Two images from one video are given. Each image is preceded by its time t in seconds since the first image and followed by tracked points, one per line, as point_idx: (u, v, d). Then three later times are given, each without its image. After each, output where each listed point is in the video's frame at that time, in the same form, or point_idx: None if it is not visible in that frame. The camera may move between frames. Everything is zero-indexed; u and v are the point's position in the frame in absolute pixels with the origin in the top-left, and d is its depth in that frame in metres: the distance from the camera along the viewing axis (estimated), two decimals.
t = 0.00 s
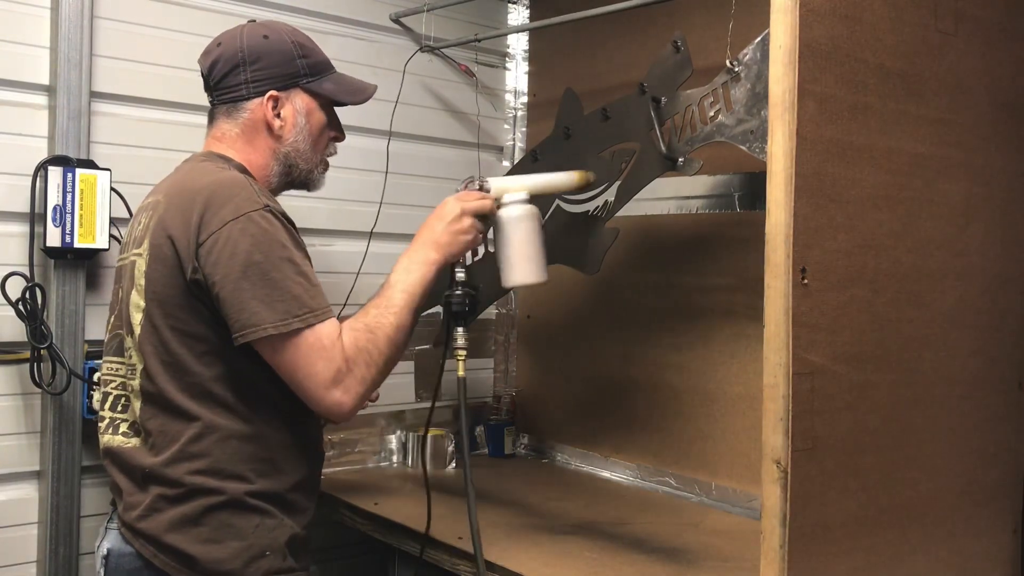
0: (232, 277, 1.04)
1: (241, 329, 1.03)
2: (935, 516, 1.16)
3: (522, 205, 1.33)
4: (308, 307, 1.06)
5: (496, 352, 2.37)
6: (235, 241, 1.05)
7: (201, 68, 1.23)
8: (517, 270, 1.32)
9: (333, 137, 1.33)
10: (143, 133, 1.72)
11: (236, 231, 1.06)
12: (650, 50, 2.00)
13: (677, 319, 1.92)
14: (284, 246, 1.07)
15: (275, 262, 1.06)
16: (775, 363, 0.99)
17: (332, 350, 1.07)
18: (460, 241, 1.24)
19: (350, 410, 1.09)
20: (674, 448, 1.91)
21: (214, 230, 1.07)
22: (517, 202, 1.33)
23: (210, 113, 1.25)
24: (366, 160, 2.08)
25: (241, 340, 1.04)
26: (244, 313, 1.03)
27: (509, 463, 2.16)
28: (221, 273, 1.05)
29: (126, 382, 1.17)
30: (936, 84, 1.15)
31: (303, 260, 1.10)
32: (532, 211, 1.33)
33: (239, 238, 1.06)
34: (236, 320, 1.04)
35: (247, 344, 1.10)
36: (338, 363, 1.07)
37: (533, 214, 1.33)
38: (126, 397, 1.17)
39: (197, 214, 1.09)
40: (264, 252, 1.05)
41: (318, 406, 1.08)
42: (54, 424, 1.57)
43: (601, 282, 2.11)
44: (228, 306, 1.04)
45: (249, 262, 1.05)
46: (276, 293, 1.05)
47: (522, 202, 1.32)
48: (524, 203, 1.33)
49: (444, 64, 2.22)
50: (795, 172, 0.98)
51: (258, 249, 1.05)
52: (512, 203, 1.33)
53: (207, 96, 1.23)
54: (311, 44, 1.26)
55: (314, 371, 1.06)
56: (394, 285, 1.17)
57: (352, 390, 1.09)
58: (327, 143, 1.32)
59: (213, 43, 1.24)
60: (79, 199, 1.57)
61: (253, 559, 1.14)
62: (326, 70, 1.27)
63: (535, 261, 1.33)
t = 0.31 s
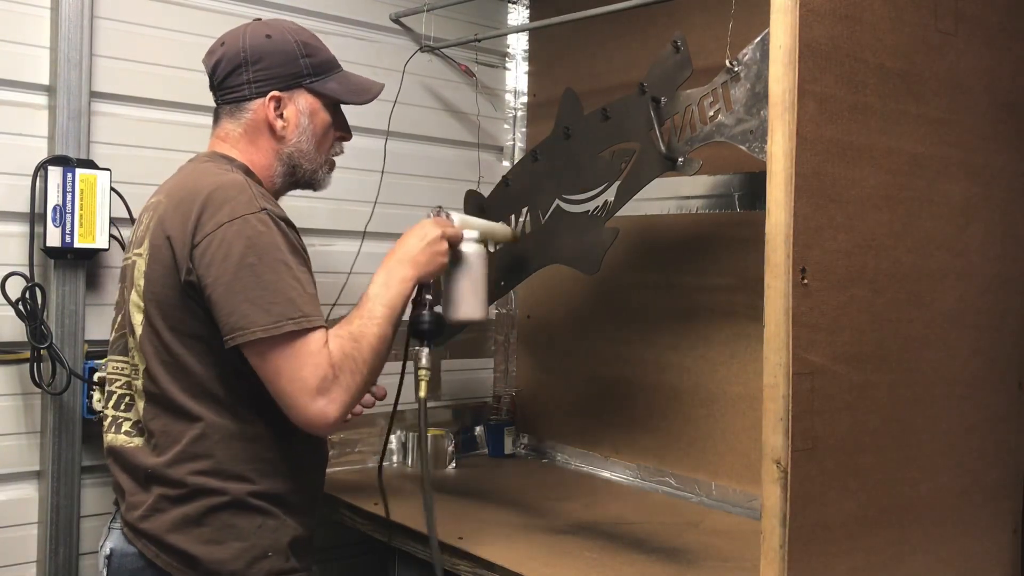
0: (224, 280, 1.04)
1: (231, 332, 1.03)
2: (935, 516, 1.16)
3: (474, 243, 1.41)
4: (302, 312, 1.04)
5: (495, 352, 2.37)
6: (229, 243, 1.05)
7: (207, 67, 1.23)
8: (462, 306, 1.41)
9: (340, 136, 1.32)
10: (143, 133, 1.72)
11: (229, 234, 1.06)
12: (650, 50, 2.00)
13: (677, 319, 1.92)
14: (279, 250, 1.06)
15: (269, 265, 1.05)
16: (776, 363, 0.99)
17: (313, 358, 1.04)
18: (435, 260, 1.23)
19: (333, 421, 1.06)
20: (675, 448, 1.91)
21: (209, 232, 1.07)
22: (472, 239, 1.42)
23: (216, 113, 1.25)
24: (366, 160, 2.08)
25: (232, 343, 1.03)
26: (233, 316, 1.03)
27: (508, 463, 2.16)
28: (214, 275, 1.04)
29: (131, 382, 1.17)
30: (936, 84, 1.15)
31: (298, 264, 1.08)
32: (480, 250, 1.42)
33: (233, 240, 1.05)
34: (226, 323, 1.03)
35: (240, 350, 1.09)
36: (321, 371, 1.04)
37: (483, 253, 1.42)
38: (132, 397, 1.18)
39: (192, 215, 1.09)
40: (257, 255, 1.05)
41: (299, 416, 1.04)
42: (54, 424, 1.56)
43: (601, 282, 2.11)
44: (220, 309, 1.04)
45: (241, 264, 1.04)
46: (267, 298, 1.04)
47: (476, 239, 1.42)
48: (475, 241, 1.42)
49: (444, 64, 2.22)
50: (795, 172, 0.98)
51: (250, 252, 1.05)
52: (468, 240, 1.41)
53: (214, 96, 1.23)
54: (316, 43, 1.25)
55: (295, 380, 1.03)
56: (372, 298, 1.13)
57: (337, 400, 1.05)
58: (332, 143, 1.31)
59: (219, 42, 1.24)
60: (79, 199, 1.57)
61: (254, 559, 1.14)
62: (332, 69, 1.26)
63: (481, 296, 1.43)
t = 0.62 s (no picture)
0: (220, 282, 1.04)
1: (226, 336, 1.03)
2: (935, 517, 1.16)
3: (528, 242, 1.34)
4: (299, 316, 1.04)
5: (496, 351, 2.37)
6: (227, 246, 1.05)
7: (212, 66, 1.23)
8: (518, 306, 1.34)
9: (346, 137, 1.32)
10: (143, 133, 1.72)
11: (228, 237, 1.06)
12: (650, 50, 2.00)
13: (677, 319, 1.92)
14: (278, 253, 1.06)
15: (267, 269, 1.05)
16: (776, 363, 0.99)
17: (309, 364, 1.04)
18: (457, 268, 1.20)
19: (322, 429, 1.05)
20: (675, 448, 1.90)
21: (208, 234, 1.07)
22: (523, 237, 1.35)
23: (220, 111, 1.25)
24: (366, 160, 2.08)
25: (227, 346, 1.03)
26: (228, 320, 1.03)
27: (509, 463, 2.16)
28: (210, 278, 1.04)
29: (132, 381, 1.17)
30: (936, 84, 1.15)
31: (297, 268, 1.08)
32: (535, 247, 1.35)
33: (231, 242, 1.05)
34: (221, 326, 1.03)
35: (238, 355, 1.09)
36: (315, 378, 1.04)
37: (535, 251, 1.35)
38: (133, 395, 1.18)
39: (191, 217, 1.09)
40: (255, 259, 1.05)
41: (288, 421, 1.05)
42: (54, 424, 1.56)
43: (601, 282, 2.11)
44: (216, 312, 1.04)
45: (238, 268, 1.04)
46: (263, 302, 1.03)
47: (526, 238, 1.34)
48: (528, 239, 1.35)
49: (444, 64, 2.22)
50: (795, 172, 0.98)
51: (248, 255, 1.05)
52: (517, 238, 1.34)
53: (219, 95, 1.23)
54: (323, 43, 1.24)
55: (286, 386, 1.03)
56: (385, 305, 1.13)
57: (327, 409, 1.05)
58: (337, 143, 1.31)
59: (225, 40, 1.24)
60: (79, 199, 1.57)
61: (256, 561, 1.14)
62: (338, 69, 1.26)
63: (537, 297, 1.35)
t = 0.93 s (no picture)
0: (221, 285, 1.04)
1: (226, 339, 1.03)
2: (935, 517, 1.16)
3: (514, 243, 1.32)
4: (301, 319, 1.04)
5: (495, 352, 2.37)
6: (227, 249, 1.05)
7: (214, 64, 1.23)
8: (502, 308, 1.32)
9: (348, 136, 1.32)
10: (144, 133, 1.72)
11: (228, 239, 1.05)
12: (650, 50, 1.99)
13: (677, 320, 1.92)
14: (279, 255, 1.06)
15: (268, 272, 1.05)
16: (775, 363, 0.99)
17: (315, 365, 1.04)
18: (457, 266, 1.21)
19: (330, 431, 1.06)
20: (675, 448, 1.90)
21: (208, 237, 1.06)
22: (511, 237, 1.33)
23: (222, 110, 1.25)
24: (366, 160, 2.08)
25: (227, 350, 1.03)
26: (229, 323, 1.03)
27: (509, 463, 2.16)
28: (211, 280, 1.04)
29: (132, 382, 1.17)
30: (936, 84, 1.15)
31: (298, 271, 1.08)
32: (523, 248, 1.33)
33: (232, 245, 1.05)
34: (222, 329, 1.03)
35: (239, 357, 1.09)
36: (321, 379, 1.04)
37: (523, 252, 1.32)
38: (133, 396, 1.18)
39: (192, 219, 1.09)
40: (256, 261, 1.05)
41: (296, 424, 1.04)
42: (54, 424, 1.56)
43: (601, 282, 2.11)
44: (217, 315, 1.04)
45: (239, 270, 1.04)
46: (264, 305, 1.03)
47: (514, 238, 1.32)
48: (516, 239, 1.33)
49: (444, 64, 2.22)
50: (795, 172, 0.98)
51: (249, 257, 1.05)
52: (506, 239, 1.32)
53: (221, 94, 1.23)
54: (326, 41, 1.24)
55: (293, 388, 1.03)
56: (385, 306, 1.14)
57: (334, 410, 1.06)
58: (339, 143, 1.30)
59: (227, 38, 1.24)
60: (79, 199, 1.57)
61: (256, 563, 1.14)
62: (342, 68, 1.25)
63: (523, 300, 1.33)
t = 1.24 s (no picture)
0: (223, 286, 1.03)
1: (229, 340, 1.03)
2: (935, 518, 1.16)
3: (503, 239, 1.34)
4: (304, 319, 1.04)
5: (495, 352, 2.37)
6: (230, 249, 1.05)
7: (215, 63, 1.23)
8: (492, 303, 1.34)
9: (350, 134, 1.32)
10: (144, 133, 1.72)
11: (231, 239, 1.05)
12: (650, 50, 2.00)
13: (677, 320, 1.92)
14: (281, 255, 1.06)
15: (271, 272, 1.04)
16: (776, 363, 0.99)
17: (323, 363, 1.04)
18: (452, 260, 1.23)
19: (339, 428, 1.06)
20: (675, 449, 1.90)
21: (211, 237, 1.06)
22: (500, 234, 1.35)
23: (223, 109, 1.25)
24: (366, 160, 2.08)
25: (230, 351, 1.03)
26: (231, 324, 1.02)
27: (509, 463, 2.16)
28: (213, 281, 1.04)
29: (133, 382, 1.17)
30: (936, 84, 1.15)
31: (300, 270, 1.08)
32: (511, 245, 1.35)
33: (235, 245, 1.05)
34: (224, 330, 1.03)
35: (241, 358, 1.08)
36: (330, 377, 1.04)
37: (512, 248, 1.35)
38: (133, 397, 1.18)
39: (193, 220, 1.08)
40: (259, 261, 1.04)
41: (305, 423, 1.04)
42: (54, 424, 1.56)
43: (601, 282, 2.11)
44: (219, 315, 1.03)
45: (242, 270, 1.04)
46: (267, 305, 1.03)
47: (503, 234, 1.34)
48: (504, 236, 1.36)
49: (444, 64, 2.22)
50: (795, 171, 0.98)
51: (252, 258, 1.04)
52: (495, 236, 1.34)
53: (222, 93, 1.23)
54: (327, 39, 1.24)
55: (302, 387, 1.03)
56: (384, 303, 1.14)
57: (341, 408, 1.06)
58: (341, 142, 1.30)
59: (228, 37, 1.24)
60: (79, 199, 1.57)
61: (257, 564, 1.13)
62: (343, 66, 1.25)
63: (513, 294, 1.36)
